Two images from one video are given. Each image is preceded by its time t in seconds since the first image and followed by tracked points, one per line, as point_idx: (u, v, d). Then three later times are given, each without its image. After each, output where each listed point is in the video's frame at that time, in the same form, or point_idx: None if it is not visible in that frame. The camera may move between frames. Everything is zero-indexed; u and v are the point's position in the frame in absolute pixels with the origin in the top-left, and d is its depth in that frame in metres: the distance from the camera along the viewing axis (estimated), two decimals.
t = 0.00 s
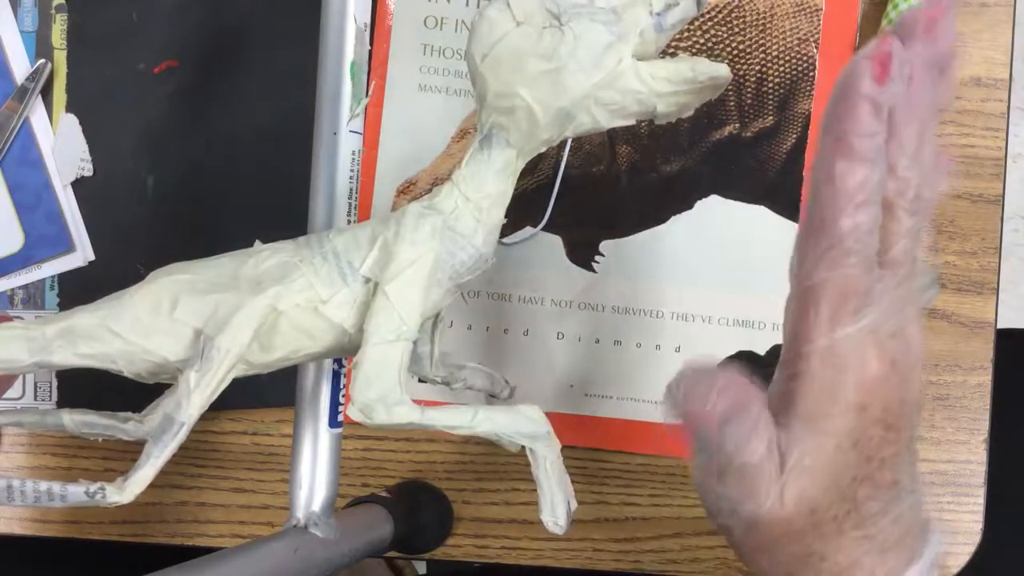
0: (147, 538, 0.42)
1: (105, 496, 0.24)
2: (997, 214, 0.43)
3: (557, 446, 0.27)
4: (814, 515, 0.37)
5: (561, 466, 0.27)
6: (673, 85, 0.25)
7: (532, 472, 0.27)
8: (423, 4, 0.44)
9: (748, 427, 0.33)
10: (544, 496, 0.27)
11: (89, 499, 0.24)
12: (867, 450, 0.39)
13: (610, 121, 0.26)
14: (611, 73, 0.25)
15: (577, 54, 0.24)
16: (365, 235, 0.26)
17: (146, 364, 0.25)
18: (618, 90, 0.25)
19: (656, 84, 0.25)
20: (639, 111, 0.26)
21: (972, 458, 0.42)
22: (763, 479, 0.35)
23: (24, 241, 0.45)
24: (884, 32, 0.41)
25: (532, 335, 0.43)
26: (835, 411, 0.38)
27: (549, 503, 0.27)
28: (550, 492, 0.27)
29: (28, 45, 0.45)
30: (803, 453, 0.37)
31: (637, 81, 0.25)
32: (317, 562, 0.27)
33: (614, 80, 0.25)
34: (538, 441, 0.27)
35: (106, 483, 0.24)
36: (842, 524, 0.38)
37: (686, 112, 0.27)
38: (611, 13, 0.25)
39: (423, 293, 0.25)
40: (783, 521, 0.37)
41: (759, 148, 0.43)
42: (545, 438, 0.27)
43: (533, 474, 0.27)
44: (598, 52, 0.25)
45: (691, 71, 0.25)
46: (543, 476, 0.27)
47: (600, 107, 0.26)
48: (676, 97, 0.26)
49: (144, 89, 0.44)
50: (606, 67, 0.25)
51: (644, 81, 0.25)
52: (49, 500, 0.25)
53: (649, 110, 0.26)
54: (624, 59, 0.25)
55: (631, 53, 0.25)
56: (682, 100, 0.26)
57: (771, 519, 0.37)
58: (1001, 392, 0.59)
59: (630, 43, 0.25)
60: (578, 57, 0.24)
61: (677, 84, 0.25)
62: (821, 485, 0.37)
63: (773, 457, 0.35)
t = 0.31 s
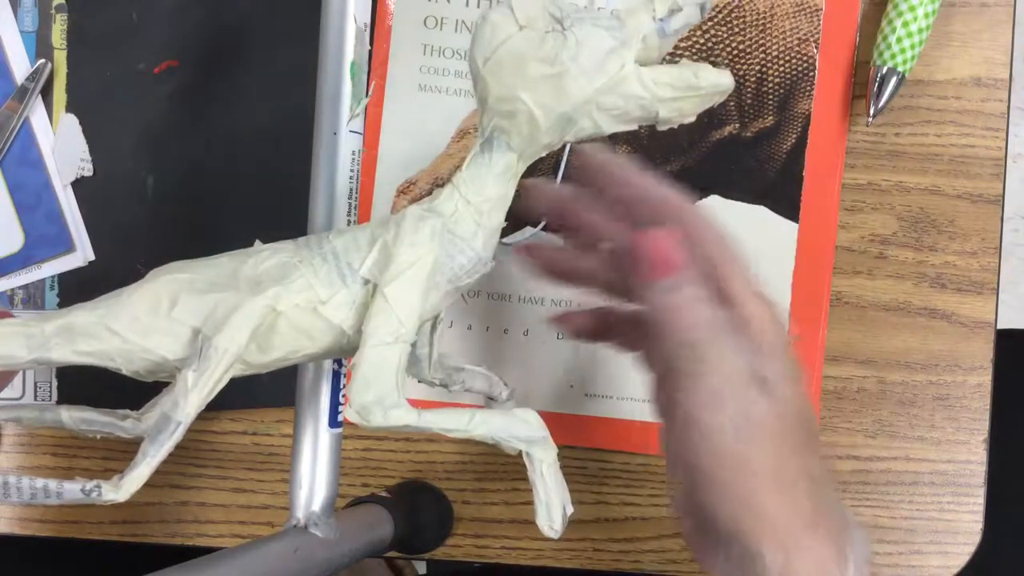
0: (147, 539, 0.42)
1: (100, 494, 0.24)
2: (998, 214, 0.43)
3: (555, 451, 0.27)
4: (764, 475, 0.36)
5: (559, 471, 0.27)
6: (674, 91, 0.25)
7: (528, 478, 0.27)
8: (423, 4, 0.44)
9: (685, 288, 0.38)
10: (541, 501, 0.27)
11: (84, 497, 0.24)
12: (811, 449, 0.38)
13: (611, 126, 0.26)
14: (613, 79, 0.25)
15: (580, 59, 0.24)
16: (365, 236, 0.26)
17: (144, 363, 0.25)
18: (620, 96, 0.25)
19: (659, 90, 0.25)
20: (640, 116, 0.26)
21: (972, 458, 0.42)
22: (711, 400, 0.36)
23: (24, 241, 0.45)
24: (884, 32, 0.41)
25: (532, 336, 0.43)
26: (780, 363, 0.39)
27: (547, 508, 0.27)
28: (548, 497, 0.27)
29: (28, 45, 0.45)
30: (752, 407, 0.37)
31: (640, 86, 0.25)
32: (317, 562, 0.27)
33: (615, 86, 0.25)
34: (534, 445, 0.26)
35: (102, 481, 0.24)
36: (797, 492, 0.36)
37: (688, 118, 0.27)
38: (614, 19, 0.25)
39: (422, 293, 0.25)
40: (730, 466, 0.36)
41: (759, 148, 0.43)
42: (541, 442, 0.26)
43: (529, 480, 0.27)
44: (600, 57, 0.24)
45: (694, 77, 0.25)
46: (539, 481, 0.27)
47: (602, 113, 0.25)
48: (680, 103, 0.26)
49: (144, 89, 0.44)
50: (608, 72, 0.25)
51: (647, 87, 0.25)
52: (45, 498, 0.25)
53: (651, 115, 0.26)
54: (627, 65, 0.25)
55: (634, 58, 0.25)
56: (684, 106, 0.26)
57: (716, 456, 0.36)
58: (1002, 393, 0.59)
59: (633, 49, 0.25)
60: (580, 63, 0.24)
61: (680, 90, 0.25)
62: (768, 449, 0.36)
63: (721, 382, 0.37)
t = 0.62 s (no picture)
0: (147, 538, 0.42)
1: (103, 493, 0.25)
2: (998, 214, 0.43)
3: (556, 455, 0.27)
4: (690, 404, 0.36)
5: (558, 474, 0.28)
6: (678, 97, 0.25)
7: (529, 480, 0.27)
8: (423, 4, 0.44)
9: (585, 253, 0.34)
10: (540, 502, 0.27)
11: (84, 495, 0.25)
12: (732, 368, 0.38)
13: (615, 132, 0.26)
14: (617, 84, 0.25)
15: (585, 65, 0.25)
16: (368, 238, 0.27)
17: (145, 362, 0.25)
18: (624, 102, 0.25)
19: (662, 95, 0.25)
20: (643, 122, 0.26)
21: (972, 458, 0.42)
22: (616, 350, 0.36)
23: (24, 241, 0.45)
24: (884, 32, 0.41)
25: (532, 335, 0.43)
26: (691, 290, 0.38)
27: (546, 510, 0.27)
28: (547, 499, 0.27)
29: (28, 45, 0.45)
30: (661, 344, 0.36)
31: (643, 92, 0.25)
32: (317, 562, 0.27)
33: (619, 91, 0.25)
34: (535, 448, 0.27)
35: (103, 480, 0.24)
36: (728, 415, 0.37)
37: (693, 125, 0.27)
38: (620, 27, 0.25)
39: (425, 294, 0.26)
40: (647, 400, 0.36)
41: (759, 148, 0.43)
42: (542, 445, 0.27)
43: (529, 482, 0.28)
44: (605, 62, 0.25)
45: (699, 84, 0.25)
46: (539, 483, 0.27)
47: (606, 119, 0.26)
48: (682, 110, 0.26)
49: (143, 89, 0.44)
50: (612, 78, 0.25)
51: (651, 93, 0.25)
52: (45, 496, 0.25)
53: (655, 121, 0.26)
54: (631, 71, 0.25)
55: (638, 64, 0.25)
56: (687, 112, 0.26)
57: (633, 397, 0.36)
58: (1003, 393, 0.59)
59: (637, 54, 0.25)
60: (585, 68, 0.25)
61: (684, 97, 0.25)
62: (689, 379, 0.36)
63: (624, 331, 0.35)
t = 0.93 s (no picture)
0: (147, 539, 0.42)
1: (141, 472, 0.23)
2: (998, 214, 0.43)
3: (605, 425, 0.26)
4: (692, 369, 0.33)
5: (609, 444, 0.26)
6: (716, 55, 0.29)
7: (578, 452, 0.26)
8: (423, 4, 0.44)
9: (581, 212, 0.31)
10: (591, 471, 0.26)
11: (123, 476, 0.23)
12: (742, 331, 0.34)
13: (654, 93, 0.29)
14: (658, 43, 0.28)
15: (625, 26, 0.27)
16: (408, 210, 0.27)
17: (182, 342, 0.25)
18: (663, 61, 0.28)
19: (701, 54, 0.29)
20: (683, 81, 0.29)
21: (972, 458, 0.42)
22: (615, 313, 0.32)
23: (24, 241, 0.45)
24: (884, 31, 0.41)
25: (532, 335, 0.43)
26: (707, 251, 0.35)
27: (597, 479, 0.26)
28: (597, 470, 0.26)
29: (28, 45, 0.45)
30: (661, 304, 0.32)
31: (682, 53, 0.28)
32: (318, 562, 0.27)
33: (661, 51, 0.28)
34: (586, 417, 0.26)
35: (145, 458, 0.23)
36: (734, 380, 0.33)
37: (726, 83, 0.31)
38: None
39: (467, 264, 0.26)
40: (646, 363, 0.33)
41: (759, 148, 0.43)
42: (593, 413, 0.26)
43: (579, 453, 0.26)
44: (645, 22, 0.28)
45: (735, 43, 0.29)
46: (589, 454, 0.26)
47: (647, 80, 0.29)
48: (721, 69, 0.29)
49: (143, 89, 0.44)
50: (654, 39, 0.28)
51: (689, 52, 0.28)
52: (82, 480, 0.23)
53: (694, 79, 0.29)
54: (670, 32, 0.28)
55: (676, 26, 0.28)
56: (725, 71, 0.29)
57: (630, 359, 0.33)
58: (1003, 393, 0.59)
59: (675, 16, 0.28)
60: (624, 29, 0.27)
61: (722, 55, 0.29)
62: (696, 343, 0.33)
63: (620, 292, 0.32)
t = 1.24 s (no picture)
0: (147, 539, 0.42)
1: (203, 430, 0.23)
2: (998, 214, 0.43)
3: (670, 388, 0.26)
4: (751, 333, 0.31)
5: (673, 410, 0.26)
6: (775, 19, 0.28)
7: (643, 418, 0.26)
8: (423, 5, 0.44)
9: (640, 173, 0.30)
10: (659, 439, 0.26)
11: (184, 434, 0.23)
12: (803, 296, 0.33)
13: (713, 59, 0.28)
14: (715, 8, 0.27)
15: None
16: (466, 174, 0.26)
17: (244, 308, 0.25)
18: (722, 26, 0.27)
19: (760, 19, 0.28)
20: (741, 48, 0.28)
21: (972, 458, 0.42)
22: (672, 275, 0.30)
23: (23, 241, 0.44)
24: (884, 32, 0.41)
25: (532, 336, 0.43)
26: (767, 216, 0.34)
27: (666, 448, 0.26)
28: (666, 439, 0.26)
29: (28, 46, 0.45)
30: (721, 267, 0.31)
31: (741, 17, 0.27)
32: (318, 562, 0.27)
33: (719, 15, 0.27)
34: (653, 380, 0.25)
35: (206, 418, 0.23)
36: (793, 346, 0.32)
37: (787, 51, 0.29)
38: None
39: (529, 228, 0.25)
40: (702, 329, 0.31)
41: (760, 148, 0.43)
42: (658, 376, 0.25)
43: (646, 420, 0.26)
44: None
45: (795, 7, 0.28)
46: (657, 420, 0.26)
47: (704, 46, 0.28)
48: (781, 33, 0.28)
49: (143, 89, 0.44)
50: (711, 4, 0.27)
51: (750, 15, 0.27)
52: (141, 438, 0.23)
53: (753, 46, 0.28)
54: None
55: None
56: (784, 36, 0.28)
57: (684, 323, 0.31)
58: (1003, 393, 0.59)
59: None
60: None
61: (783, 19, 0.28)
62: (755, 306, 0.31)
63: (678, 255, 0.30)
